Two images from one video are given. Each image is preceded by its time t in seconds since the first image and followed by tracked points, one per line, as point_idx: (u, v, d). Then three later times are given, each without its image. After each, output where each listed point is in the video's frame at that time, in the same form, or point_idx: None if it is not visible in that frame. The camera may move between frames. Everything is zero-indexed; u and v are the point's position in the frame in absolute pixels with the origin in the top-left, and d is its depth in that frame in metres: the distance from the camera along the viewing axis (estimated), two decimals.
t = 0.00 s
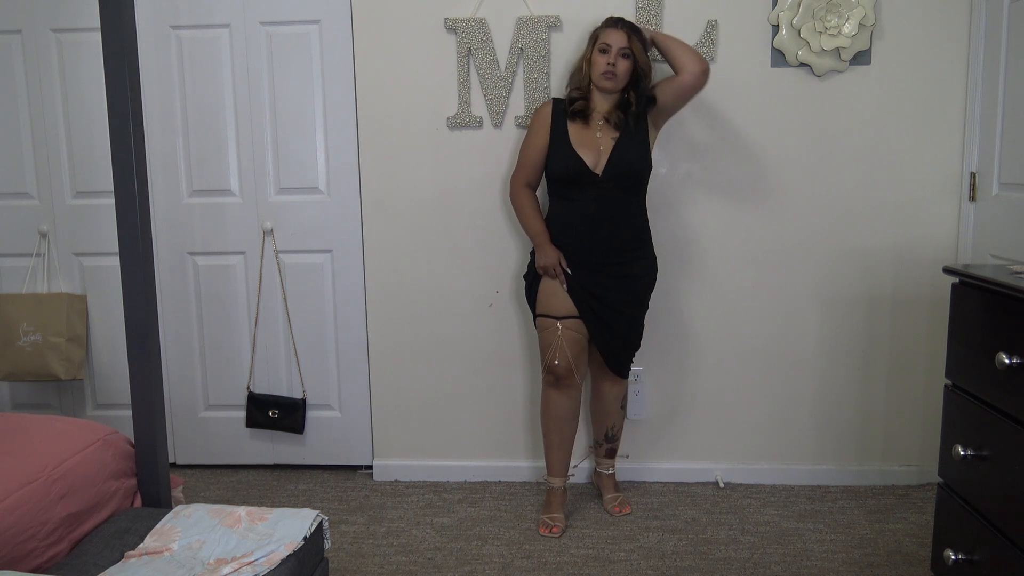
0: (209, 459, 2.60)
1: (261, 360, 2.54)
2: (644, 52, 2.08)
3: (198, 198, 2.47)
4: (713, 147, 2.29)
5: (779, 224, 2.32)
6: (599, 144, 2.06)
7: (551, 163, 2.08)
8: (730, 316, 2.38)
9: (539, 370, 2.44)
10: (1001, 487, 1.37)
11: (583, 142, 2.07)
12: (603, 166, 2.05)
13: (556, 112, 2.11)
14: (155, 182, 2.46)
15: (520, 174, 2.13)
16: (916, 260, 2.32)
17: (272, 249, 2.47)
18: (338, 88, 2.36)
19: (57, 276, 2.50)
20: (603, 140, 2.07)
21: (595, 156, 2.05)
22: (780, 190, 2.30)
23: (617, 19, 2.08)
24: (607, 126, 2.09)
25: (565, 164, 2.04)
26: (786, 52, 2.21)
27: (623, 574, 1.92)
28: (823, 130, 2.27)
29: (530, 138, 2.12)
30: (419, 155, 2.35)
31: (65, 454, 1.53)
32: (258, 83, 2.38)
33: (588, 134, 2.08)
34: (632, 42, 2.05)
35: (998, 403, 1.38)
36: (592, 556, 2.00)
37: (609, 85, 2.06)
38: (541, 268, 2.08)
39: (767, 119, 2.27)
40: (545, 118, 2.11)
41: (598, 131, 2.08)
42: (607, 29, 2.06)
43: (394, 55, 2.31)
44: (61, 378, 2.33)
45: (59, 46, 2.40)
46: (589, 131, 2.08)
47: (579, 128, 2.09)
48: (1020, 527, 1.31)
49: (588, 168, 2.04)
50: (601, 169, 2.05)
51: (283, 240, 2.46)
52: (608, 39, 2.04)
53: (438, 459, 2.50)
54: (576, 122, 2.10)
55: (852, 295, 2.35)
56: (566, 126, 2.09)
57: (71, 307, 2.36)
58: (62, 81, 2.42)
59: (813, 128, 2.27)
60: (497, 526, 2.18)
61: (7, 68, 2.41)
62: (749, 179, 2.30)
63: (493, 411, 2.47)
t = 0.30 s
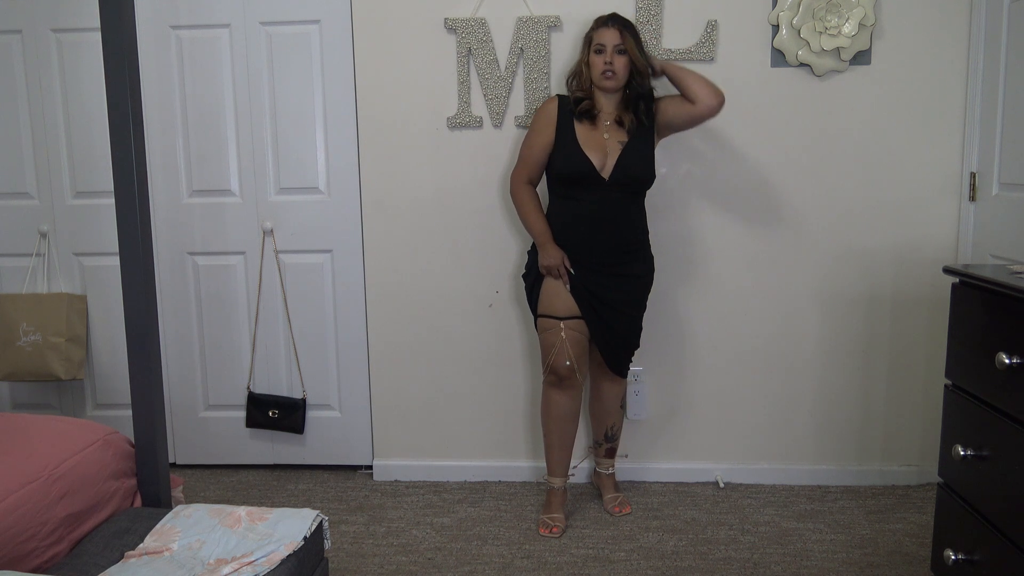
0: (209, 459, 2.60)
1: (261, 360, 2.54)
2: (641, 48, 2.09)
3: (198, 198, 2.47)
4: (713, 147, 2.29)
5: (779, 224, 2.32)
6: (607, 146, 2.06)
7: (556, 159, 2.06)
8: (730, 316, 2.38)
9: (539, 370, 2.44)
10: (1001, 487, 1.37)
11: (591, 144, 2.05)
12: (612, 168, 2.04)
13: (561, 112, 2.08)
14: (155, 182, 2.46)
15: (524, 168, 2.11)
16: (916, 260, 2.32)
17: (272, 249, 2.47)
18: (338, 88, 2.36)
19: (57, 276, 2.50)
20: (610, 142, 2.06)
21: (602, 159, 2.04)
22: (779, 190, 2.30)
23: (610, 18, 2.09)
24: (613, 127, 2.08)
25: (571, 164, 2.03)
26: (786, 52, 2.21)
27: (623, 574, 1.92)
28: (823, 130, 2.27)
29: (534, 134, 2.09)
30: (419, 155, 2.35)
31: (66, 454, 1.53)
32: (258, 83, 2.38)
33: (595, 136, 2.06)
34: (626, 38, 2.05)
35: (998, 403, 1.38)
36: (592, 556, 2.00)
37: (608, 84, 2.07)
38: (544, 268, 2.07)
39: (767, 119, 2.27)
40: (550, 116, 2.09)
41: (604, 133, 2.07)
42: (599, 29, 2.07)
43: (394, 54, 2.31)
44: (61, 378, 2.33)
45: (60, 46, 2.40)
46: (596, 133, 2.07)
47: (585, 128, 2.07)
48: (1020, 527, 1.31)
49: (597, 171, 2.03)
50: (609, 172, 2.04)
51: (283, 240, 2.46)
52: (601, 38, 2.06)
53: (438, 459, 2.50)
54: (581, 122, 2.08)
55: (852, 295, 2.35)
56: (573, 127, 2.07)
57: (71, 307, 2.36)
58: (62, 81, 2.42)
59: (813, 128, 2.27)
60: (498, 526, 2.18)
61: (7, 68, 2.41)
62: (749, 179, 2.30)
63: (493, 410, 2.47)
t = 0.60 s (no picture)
0: (209, 459, 2.60)
1: (261, 360, 2.54)
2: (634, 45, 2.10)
3: (198, 198, 2.47)
4: (713, 148, 2.29)
5: (779, 224, 2.32)
6: (605, 146, 2.06)
7: (557, 162, 2.07)
8: (730, 317, 2.38)
9: (539, 370, 2.44)
10: (1001, 487, 1.37)
11: (587, 145, 2.06)
12: (609, 169, 2.05)
13: (558, 116, 2.09)
14: (155, 182, 2.46)
15: (524, 175, 2.12)
16: (916, 260, 2.32)
17: (272, 249, 2.47)
18: (338, 88, 2.36)
19: (57, 276, 2.50)
20: (608, 142, 2.07)
21: (599, 160, 2.05)
22: (779, 190, 2.30)
23: (603, 15, 2.10)
24: (612, 127, 2.09)
25: (572, 166, 2.04)
26: (786, 52, 2.21)
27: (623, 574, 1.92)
28: (823, 130, 2.27)
29: (533, 138, 2.11)
30: (420, 154, 2.35)
31: (66, 454, 1.53)
32: (258, 83, 2.38)
33: (593, 137, 2.07)
34: (619, 34, 2.07)
35: (998, 403, 1.38)
36: (592, 556, 2.00)
37: (605, 83, 2.08)
38: (547, 270, 2.07)
39: (767, 119, 2.27)
40: (548, 119, 2.10)
41: (602, 132, 2.08)
42: (592, 27, 2.08)
43: (394, 54, 2.31)
44: (61, 378, 2.33)
45: (60, 46, 2.40)
46: (593, 134, 2.07)
47: (583, 130, 2.08)
48: (1020, 527, 1.31)
49: (593, 172, 2.03)
50: (606, 173, 2.05)
51: (283, 240, 2.46)
52: (595, 36, 2.06)
53: (438, 459, 2.50)
54: (578, 124, 2.08)
55: (852, 295, 2.35)
56: (570, 128, 2.07)
57: (71, 307, 2.36)
58: (62, 81, 2.42)
59: (813, 128, 2.27)
60: (498, 526, 2.18)
61: (7, 68, 2.41)
62: (749, 178, 2.30)
63: (493, 410, 2.47)
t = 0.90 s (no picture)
0: (209, 459, 2.60)
1: (261, 360, 2.54)
2: (636, 46, 2.11)
3: (199, 198, 2.47)
4: (713, 147, 2.29)
5: (779, 224, 2.32)
6: (610, 146, 2.06)
7: (561, 164, 2.07)
8: (730, 316, 2.38)
9: (539, 370, 2.44)
10: (1001, 487, 1.37)
11: (593, 145, 2.06)
12: (615, 168, 2.05)
13: (562, 117, 2.09)
14: (155, 182, 2.46)
15: (527, 177, 2.12)
16: (916, 260, 2.32)
17: (272, 249, 2.47)
18: (338, 88, 2.36)
19: (57, 276, 2.50)
20: (613, 142, 2.07)
21: (605, 159, 2.05)
22: (779, 190, 2.30)
23: (605, 16, 2.10)
24: (616, 127, 2.09)
25: (575, 166, 2.03)
26: (786, 51, 2.21)
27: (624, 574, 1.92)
28: (822, 130, 2.27)
29: (537, 140, 2.11)
30: (420, 154, 2.35)
31: (65, 454, 1.53)
32: (258, 83, 2.38)
33: (597, 137, 2.07)
34: (622, 36, 2.08)
35: (999, 403, 1.38)
36: (592, 556, 2.00)
37: (609, 84, 2.08)
38: (550, 271, 2.06)
39: (767, 119, 2.27)
40: (551, 121, 2.10)
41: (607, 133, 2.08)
42: (595, 28, 2.08)
43: (394, 54, 2.31)
44: (61, 378, 2.33)
45: (60, 46, 2.40)
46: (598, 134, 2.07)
47: (587, 130, 2.08)
48: (1020, 527, 1.31)
49: (600, 171, 2.03)
50: (612, 172, 2.05)
51: (283, 240, 2.46)
52: (598, 37, 2.07)
53: (438, 459, 2.50)
54: (581, 124, 2.08)
55: (852, 295, 2.35)
56: (573, 130, 2.08)
57: (71, 307, 2.36)
58: (62, 81, 2.42)
59: (813, 129, 2.27)
60: (498, 526, 2.18)
61: (7, 69, 2.41)
62: (749, 178, 2.30)
63: (493, 410, 2.47)
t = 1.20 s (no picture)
0: (209, 459, 2.60)
1: (261, 360, 2.54)
2: (639, 47, 2.11)
3: (198, 198, 2.47)
4: (713, 147, 2.29)
5: (779, 224, 2.32)
6: (614, 147, 2.06)
7: (563, 164, 2.07)
8: (730, 317, 2.38)
9: (539, 369, 2.44)
10: (1001, 487, 1.37)
11: (597, 146, 2.06)
12: (619, 169, 2.05)
13: (564, 118, 2.09)
14: (155, 182, 2.46)
15: (530, 179, 2.12)
16: (916, 260, 2.32)
17: (272, 249, 2.47)
18: (338, 88, 2.36)
19: (58, 276, 2.50)
20: (617, 143, 2.07)
21: (609, 159, 2.05)
22: (779, 190, 2.30)
23: (608, 17, 2.10)
24: (620, 128, 2.09)
25: (576, 167, 2.03)
26: (786, 51, 2.21)
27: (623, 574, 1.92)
28: (822, 130, 2.27)
29: (540, 141, 2.11)
30: (420, 154, 2.35)
31: (66, 455, 1.53)
32: (258, 82, 2.38)
33: (601, 138, 2.07)
34: (626, 37, 2.08)
35: (998, 403, 1.39)
36: (592, 556, 2.00)
37: (613, 85, 2.08)
38: (554, 272, 2.06)
39: (767, 119, 2.27)
40: (554, 122, 2.10)
41: (611, 133, 2.08)
42: (599, 29, 2.08)
43: (394, 54, 2.31)
44: (61, 378, 2.33)
45: (60, 46, 2.40)
46: (602, 135, 2.07)
47: (591, 131, 2.08)
48: (1020, 527, 1.31)
49: (604, 171, 2.03)
50: (616, 173, 2.05)
51: (283, 240, 2.46)
52: (602, 38, 2.07)
53: (438, 459, 2.50)
54: (585, 125, 2.09)
55: (852, 295, 2.35)
56: (576, 130, 2.08)
57: (71, 307, 2.36)
58: (62, 81, 2.42)
59: (813, 129, 2.27)
60: (498, 526, 2.18)
61: (7, 69, 2.41)
62: (749, 178, 2.30)
63: (493, 410, 2.47)
